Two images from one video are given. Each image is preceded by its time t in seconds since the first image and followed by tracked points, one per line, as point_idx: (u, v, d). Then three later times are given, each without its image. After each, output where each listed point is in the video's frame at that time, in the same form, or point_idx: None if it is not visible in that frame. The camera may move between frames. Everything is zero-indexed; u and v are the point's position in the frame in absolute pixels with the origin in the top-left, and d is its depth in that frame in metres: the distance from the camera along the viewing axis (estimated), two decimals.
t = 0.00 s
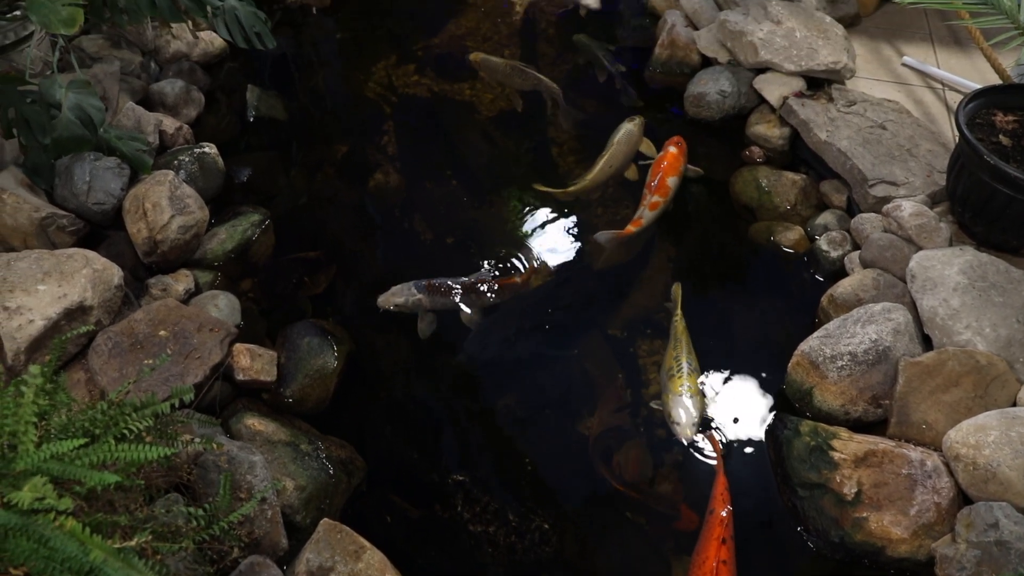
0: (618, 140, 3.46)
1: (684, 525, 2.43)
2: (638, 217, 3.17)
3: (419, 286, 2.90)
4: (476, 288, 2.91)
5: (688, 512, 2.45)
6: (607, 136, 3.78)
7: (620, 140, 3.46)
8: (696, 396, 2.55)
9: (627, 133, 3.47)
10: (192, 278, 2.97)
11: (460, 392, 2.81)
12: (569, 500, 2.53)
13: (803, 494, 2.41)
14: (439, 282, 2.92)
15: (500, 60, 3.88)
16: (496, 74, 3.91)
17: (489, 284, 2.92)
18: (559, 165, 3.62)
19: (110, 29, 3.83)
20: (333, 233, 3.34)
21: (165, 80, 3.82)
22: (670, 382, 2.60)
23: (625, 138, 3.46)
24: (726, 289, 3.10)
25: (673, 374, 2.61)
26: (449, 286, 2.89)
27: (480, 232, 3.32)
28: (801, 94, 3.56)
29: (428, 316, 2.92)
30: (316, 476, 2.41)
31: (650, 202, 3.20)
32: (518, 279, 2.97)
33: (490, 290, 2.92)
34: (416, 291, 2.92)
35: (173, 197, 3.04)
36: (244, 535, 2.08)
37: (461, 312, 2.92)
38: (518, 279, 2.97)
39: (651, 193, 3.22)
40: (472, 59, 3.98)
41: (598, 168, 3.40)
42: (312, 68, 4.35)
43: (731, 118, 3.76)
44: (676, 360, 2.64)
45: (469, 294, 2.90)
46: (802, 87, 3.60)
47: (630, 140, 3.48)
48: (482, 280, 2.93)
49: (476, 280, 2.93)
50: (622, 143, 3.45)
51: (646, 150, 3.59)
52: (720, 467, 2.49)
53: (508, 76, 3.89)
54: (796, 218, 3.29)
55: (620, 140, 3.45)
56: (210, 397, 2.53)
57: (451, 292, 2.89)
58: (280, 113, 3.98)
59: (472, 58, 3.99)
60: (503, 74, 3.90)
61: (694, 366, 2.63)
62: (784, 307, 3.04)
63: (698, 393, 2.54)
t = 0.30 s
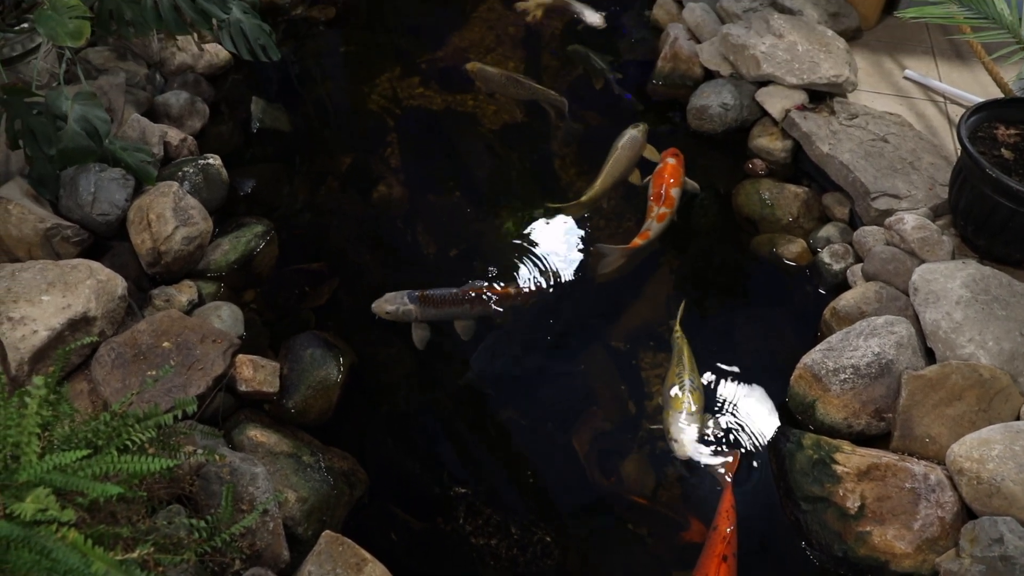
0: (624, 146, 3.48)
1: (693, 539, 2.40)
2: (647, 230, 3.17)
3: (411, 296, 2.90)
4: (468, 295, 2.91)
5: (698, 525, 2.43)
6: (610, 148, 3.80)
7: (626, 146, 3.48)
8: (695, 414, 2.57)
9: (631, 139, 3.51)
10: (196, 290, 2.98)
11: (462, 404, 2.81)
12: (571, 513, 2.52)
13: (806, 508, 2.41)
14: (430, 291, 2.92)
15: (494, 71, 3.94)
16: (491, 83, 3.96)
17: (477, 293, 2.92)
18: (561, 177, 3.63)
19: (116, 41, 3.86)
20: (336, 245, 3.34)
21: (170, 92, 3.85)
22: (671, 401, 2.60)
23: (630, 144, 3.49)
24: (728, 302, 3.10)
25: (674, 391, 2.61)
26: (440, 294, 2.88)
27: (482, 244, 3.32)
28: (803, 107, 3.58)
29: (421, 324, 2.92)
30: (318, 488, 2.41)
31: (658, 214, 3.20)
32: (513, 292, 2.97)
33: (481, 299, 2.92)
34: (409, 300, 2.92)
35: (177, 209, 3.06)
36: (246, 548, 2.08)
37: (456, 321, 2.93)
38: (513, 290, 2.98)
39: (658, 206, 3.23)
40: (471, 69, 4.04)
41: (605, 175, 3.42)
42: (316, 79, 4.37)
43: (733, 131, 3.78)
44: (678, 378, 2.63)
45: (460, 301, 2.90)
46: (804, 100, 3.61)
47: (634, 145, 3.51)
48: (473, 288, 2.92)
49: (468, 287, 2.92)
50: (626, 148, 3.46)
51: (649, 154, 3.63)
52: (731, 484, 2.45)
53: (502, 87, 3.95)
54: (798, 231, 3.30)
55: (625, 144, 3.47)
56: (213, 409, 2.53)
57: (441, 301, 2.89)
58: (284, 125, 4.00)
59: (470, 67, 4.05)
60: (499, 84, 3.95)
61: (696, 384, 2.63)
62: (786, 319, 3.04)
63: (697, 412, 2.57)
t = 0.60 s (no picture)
0: (628, 152, 3.47)
1: (697, 549, 2.41)
2: (654, 241, 3.16)
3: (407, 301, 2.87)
4: (462, 309, 2.85)
5: (701, 534, 2.44)
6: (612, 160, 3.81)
7: (629, 152, 3.47)
8: (690, 435, 2.52)
9: (635, 146, 3.49)
10: (199, 300, 2.98)
11: (464, 415, 2.80)
12: (573, 526, 2.51)
13: (808, 521, 2.40)
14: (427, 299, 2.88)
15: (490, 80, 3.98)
16: (485, 91, 4.01)
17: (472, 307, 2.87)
18: (563, 189, 3.64)
19: (122, 53, 3.90)
20: (338, 256, 3.35)
21: (175, 103, 3.88)
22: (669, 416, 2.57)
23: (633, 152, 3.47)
24: (731, 313, 3.10)
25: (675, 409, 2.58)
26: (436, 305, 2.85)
27: (485, 256, 3.33)
28: (805, 120, 3.59)
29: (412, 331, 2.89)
30: (320, 500, 2.41)
31: (661, 224, 3.20)
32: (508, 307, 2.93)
33: (476, 313, 2.87)
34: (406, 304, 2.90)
35: (181, 220, 3.07)
36: (246, 560, 2.07)
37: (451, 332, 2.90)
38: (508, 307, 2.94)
39: (660, 215, 3.22)
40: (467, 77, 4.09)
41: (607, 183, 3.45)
42: (320, 91, 4.40)
43: (735, 143, 3.79)
44: (682, 395, 2.60)
45: (455, 314, 2.85)
46: (806, 113, 3.63)
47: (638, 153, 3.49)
48: (470, 301, 2.87)
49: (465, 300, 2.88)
50: (628, 156, 3.46)
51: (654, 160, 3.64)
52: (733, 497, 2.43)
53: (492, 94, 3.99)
54: (800, 243, 3.30)
55: (627, 152, 3.46)
56: (215, 420, 2.53)
57: (436, 311, 2.84)
58: (287, 136, 4.02)
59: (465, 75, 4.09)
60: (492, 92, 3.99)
61: (698, 405, 2.59)
62: (789, 332, 3.04)
63: (692, 432, 2.51)
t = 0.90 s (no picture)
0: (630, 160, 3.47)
1: (699, 563, 2.39)
2: (658, 252, 3.14)
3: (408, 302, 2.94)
4: (448, 326, 2.83)
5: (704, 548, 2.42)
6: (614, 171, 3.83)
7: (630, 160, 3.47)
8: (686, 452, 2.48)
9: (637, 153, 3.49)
10: (201, 311, 2.99)
11: (465, 427, 2.80)
12: (574, 539, 2.50)
13: (811, 535, 2.39)
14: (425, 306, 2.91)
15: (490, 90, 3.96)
16: (484, 101, 3.98)
17: (461, 327, 2.84)
18: (565, 201, 3.65)
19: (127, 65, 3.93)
20: (340, 267, 3.36)
21: (178, 115, 3.90)
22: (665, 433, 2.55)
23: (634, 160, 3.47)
24: (732, 325, 3.10)
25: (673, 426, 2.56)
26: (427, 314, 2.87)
27: (487, 268, 3.34)
28: (806, 133, 3.61)
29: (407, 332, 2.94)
30: (321, 512, 2.40)
31: (663, 234, 3.18)
32: (500, 331, 2.87)
33: (463, 334, 2.83)
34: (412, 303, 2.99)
35: (184, 231, 3.08)
36: (247, 572, 2.06)
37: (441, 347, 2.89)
38: (502, 331, 2.88)
39: (660, 225, 3.21)
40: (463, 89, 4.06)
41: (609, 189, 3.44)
42: (323, 103, 4.44)
43: (737, 156, 3.80)
44: (680, 413, 2.58)
45: (442, 332, 2.83)
46: (807, 125, 3.64)
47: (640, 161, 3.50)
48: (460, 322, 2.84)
49: (456, 320, 2.84)
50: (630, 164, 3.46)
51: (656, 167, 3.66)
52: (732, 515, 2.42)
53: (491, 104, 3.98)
54: (802, 255, 3.31)
55: (629, 161, 3.45)
56: (217, 431, 2.53)
57: (425, 321, 2.85)
58: (290, 148, 4.05)
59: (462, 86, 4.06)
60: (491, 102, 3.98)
61: (697, 424, 2.56)
62: (791, 344, 3.04)
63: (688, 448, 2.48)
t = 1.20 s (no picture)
0: (633, 165, 3.59)
1: (692, 573, 2.37)
2: (659, 263, 3.15)
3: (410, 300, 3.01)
4: (439, 332, 2.87)
5: (699, 559, 2.41)
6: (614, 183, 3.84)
7: (632, 166, 3.58)
8: (683, 473, 2.44)
9: (639, 159, 3.61)
10: (203, 322, 2.99)
11: (466, 439, 2.79)
12: (575, 552, 2.49)
13: (813, 548, 2.38)
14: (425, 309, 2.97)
15: (485, 101, 4.06)
16: (481, 112, 4.09)
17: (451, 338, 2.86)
18: (567, 213, 3.66)
19: (131, 77, 3.95)
20: (342, 279, 3.37)
21: (182, 126, 3.92)
22: (663, 453, 2.50)
23: (637, 166, 3.59)
24: (733, 337, 3.11)
25: (670, 446, 2.51)
26: (424, 315, 2.92)
27: (488, 279, 3.35)
28: (807, 145, 3.61)
29: (398, 330, 2.98)
30: (322, 524, 2.39)
31: (664, 244, 3.19)
32: (484, 352, 2.84)
33: (450, 344, 2.86)
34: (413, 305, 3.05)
35: (186, 242, 3.09)
36: None
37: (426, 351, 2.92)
38: (487, 352, 2.85)
39: (661, 236, 3.22)
40: (455, 101, 4.17)
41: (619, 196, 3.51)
42: (326, 115, 4.46)
43: (738, 168, 3.82)
44: (679, 431, 2.54)
45: (433, 337, 2.88)
46: (808, 138, 3.66)
47: (642, 167, 3.61)
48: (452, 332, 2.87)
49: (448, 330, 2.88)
50: (635, 170, 3.56)
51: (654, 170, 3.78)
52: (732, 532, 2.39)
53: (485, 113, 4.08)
54: (803, 267, 3.31)
55: (634, 167, 3.56)
56: (218, 443, 2.53)
57: (421, 321, 2.91)
58: (292, 159, 4.07)
59: (454, 99, 4.19)
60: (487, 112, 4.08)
61: (694, 443, 2.51)
62: (792, 356, 3.03)
63: (685, 469, 2.43)
